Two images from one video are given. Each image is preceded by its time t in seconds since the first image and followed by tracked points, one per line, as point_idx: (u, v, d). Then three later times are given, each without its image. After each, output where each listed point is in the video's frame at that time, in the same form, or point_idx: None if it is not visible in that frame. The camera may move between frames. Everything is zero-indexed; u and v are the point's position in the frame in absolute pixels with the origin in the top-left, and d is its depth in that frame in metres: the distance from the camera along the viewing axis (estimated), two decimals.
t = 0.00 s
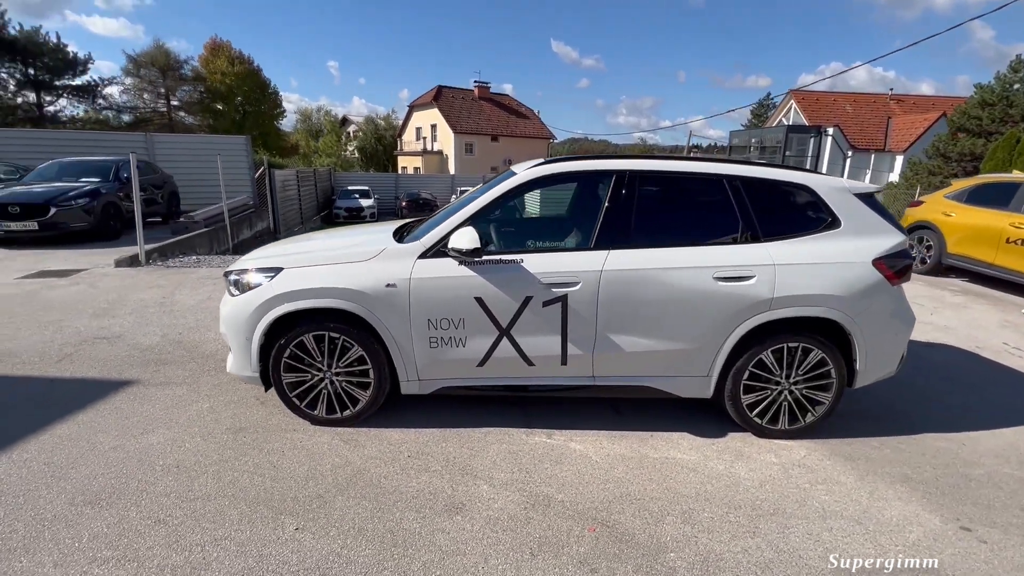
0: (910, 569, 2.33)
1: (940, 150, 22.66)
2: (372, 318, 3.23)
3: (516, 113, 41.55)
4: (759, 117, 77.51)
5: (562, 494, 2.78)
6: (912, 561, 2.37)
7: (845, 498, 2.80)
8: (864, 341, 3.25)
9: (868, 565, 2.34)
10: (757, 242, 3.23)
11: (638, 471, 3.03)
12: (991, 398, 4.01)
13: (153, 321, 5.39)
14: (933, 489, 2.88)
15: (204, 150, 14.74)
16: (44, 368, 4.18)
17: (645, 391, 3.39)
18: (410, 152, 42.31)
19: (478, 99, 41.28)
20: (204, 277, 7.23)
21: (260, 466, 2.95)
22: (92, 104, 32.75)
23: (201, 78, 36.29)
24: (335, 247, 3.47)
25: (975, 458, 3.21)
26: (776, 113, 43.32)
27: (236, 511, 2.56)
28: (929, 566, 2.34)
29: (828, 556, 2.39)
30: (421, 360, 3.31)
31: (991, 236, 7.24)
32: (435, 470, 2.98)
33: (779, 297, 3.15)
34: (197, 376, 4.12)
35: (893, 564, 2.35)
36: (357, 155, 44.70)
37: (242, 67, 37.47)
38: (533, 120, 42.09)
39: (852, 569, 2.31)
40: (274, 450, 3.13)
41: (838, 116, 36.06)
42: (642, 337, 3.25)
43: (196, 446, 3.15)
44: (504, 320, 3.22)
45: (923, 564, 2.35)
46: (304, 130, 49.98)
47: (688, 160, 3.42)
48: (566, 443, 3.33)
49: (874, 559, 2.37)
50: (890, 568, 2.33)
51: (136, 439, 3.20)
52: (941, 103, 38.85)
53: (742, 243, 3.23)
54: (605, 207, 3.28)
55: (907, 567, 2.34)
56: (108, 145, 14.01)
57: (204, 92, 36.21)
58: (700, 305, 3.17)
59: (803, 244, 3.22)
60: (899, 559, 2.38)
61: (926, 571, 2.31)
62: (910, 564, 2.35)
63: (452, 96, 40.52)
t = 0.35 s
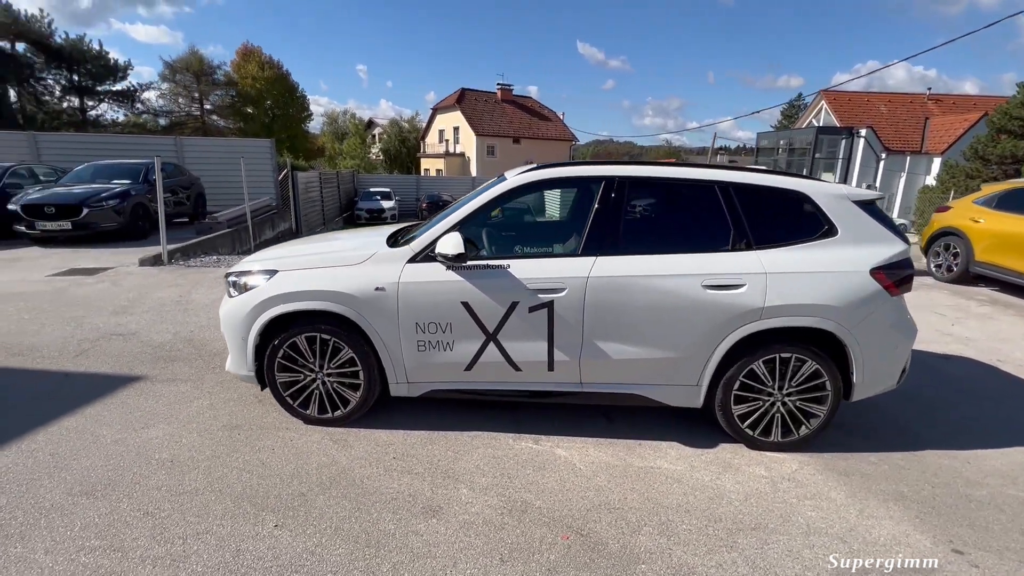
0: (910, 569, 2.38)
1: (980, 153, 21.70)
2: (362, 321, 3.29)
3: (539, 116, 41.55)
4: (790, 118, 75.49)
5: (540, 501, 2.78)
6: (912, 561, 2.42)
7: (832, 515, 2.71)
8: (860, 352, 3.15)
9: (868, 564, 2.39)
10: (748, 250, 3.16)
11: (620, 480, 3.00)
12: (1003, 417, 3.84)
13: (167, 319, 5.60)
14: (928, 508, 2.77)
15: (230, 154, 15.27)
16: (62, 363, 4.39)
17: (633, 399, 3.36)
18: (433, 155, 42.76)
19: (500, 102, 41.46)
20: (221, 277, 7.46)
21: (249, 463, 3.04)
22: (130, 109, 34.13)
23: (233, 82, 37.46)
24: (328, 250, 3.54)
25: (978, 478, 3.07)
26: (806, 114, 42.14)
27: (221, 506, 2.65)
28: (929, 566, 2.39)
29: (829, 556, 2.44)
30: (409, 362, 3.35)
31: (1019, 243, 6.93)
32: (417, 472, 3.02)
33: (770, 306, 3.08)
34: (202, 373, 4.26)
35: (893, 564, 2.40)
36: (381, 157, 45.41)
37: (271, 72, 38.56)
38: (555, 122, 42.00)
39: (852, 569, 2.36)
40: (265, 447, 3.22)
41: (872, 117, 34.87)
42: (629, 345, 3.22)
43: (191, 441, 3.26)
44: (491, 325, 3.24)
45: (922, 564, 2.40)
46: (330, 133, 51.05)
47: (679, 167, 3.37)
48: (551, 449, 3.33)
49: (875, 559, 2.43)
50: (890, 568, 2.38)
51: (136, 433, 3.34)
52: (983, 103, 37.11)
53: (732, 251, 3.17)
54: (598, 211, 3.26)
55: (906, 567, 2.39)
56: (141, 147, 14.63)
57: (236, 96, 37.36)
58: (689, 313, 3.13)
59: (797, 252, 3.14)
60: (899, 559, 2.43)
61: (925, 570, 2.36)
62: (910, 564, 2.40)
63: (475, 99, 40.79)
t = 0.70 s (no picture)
0: (910, 569, 2.36)
1: None
2: (352, 314, 3.40)
3: (562, 117, 41.50)
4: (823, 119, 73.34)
5: (514, 493, 2.83)
6: (912, 561, 2.40)
7: (808, 518, 2.68)
8: (847, 355, 3.10)
9: (867, 565, 2.38)
10: (731, 250, 3.14)
11: (597, 476, 3.03)
12: (1007, 427, 3.70)
13: (183, 312, 5.86)
14: (910, 515, 2.71)
15: (257, 154, 15.79)
16: (82, 350, 4.66)
17: (616, 397, 3.37)
18: (456, 156, 43.17)
19: (524, 104, 41.59)
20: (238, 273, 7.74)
21: (240, 448, 3.19)
22: (168, 112, 35.59)
23: (265, 86, 38.66)
24: (322, 246, 3.67)
25: (969, 487, 2.98)
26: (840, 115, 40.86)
27: (210, 486, 2.79)
28: (929, 566, 2.37)
29: (829, 556, 2.43)
30: (397, 356, 3.45)
31: None
32: (398, 461, 3.11)
33: (753, 306, 3.06)
34: (208, 363, 4.46)
35: (893, 564, 2.39)
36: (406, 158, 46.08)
37: (301, 75, 39.63)
38: (579, 124, 41.89)
39: (852, 569, 2.35)
40: (257, 434, 3.36)
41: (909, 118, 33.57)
42: (611, 343, 3.24)
43: (190, 425, 3.43)
44: (475, 321, 3.31)
45: (922, 564, 2.38)
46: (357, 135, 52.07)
47: (665, 166, 3.38)
48: (533, 444, 3.37)
49: (874, 559, 2.41)
50: (890, 568, 2.37)
51: (140, 417, 3.53)
52: None
53: (716, 251, 3.16)
54: (581, 210, 3.30)
55: (906, 567, 2.37)
56: (173, 149, 15.25)
57: (267, 99, 38.53)
58: (670, 312, 3.13)
59: (782, 253, 3.11)
60: (899, 559, 2.41)
61: (925, 571, 2.35)
62: (910, 564, 2.39)
63: (499, 101, 41.01)
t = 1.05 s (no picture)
0: (910, 568, 2.38)
1: None
2: (343, 310, 3.53)
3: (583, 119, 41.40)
4: (855, 120, 71.26)
5: (490, 486, 2.91)
6: (912, 561, 2.41)
7: (780, 519, 2.68)
8: (830, 357, 3.08)
9: (868, 564, 2.39)
10: (713, 251, 3.15)
11: (574, 472, 3.08)
12: (1006, 435, 3.61)
13: (198, 307, 6.12)
14: (886, 520, 2.68)
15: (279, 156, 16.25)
16: (100, 341, 4.92)
17: (598, 395, 3.42)
18: (477, 159, 43.48)
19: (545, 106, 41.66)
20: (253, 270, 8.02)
21: (235, 435, 3.34)
22: (201, 116, 36.87)
23: (292, 90, 39.69)
24: (318, 244, 3.82)
25: (954, 494, 2.92)
26: (871, 116, 39.67)
27: (204, 470, 2.95)
28: (929, 566, 2.38)
29: (829, 556, 2.44)
30: (386, 350, 3.56)
31: None
32: (383, 451, 3.22)
33: (733, 307, 3.06)
34: (215, 355, 4.67)
35: (893, 564, 2.40)
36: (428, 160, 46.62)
37: (327, 80, 40.56)
38: (600, 126, 41.73)
39: (852, 569, 2.36)
40: (252, 422, 3.52)
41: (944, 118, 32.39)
42: (593, 341, 3.29)
43: (191, 413, 3.61)
44: (460, 318, 3.40)
45: (922, 564, 2.40)
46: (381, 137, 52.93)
47: (648, 167, 3.41)
48: (516, 440, 3.44)
49: (874, 559, 2.42)
50: (890, 568, 2.38)
51: (146, 404, 3.73)
52: None
53: (697, 251, 3.17)
54: (564, 211, 3.36)
55: (906, 567, 2.39)
56: (200, 151, 15.83)
57: (294, 103, 39.55)
58: (650, 312, 3.16)
59: (763, 254, 3.11)
60: (899, 559, 2.43)
61: (925, 570, 2.36)
62: (910, 564, 2.40)
63: (519, 103, 41.16)
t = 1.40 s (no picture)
0: (910, 569, 2.36)
1: None
2: (334, 305, 3.61)
3: (607, 120, 41.11)
4: (893, 119, 68.60)
5: (466, 480, 2.93)
6: (912, 561, 2.40)
7: (757, 524, 2.62)
8: (818, 361, 3.00)
9: (868, 565, 2.37)
10: (697, 250, 3.10)
11: (552, 470, 3.07)
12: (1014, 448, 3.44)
13: (211, 301, 6.33)
14: (869, 530, 2.59)
15: (303, 156, 16.69)
16: (115, 332, 5.15)
17: (583, 394, 3.40)
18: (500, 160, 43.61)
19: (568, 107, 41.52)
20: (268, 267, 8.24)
21: (227, 423, 3.46)
22: (233, 119, 38.07)
23: (320, 92, 40.60)
24: (313, 240, 3.92)
25: (948, 506, 2.80)
26: (909, 116, 38.15)
27: (193, 455, 3.07)
28: (929, 566, 2.37)
29: (828, 557, 2.42)
30: (375, 345, 3.62)
31: None
32: (366, 443, 3.28)
33: (717, 307, 3.00)
34: (220, 347, 4.83)
35: (893, 564, 2.38)
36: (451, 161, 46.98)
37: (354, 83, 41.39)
38: (624, 127, 41.34)
39: (852, 569, 2.35)
40: (245, 412, 3.63)
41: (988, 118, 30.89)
42: (576, 340, 3.28)
43: (189, 401, 3.75)
44: (446, 314, 3.43)
45: (921, 564, 2.38)
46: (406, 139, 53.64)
47: (635, 166, 3.39)
48: (500, 436, 3.45)
49: (874, 559, 2.40)
50: (891, 568, 2.36)
51: (148, 392, 3.89)
52: None
53: (681, 251, 3.12)
54: (549, 210, 3.37)
55: (906, 567, 2.37)
56: (227, 152, 16.38)
57: (322, 105, 40.45)
58: (633, 311, 3.13)
59: (750, 254, 3.04)
60: (899, 559, 2.41)
61: (926, 571, 2.34)
62: (909, 564, 2.38)
63: (543, 105, 41.14)
